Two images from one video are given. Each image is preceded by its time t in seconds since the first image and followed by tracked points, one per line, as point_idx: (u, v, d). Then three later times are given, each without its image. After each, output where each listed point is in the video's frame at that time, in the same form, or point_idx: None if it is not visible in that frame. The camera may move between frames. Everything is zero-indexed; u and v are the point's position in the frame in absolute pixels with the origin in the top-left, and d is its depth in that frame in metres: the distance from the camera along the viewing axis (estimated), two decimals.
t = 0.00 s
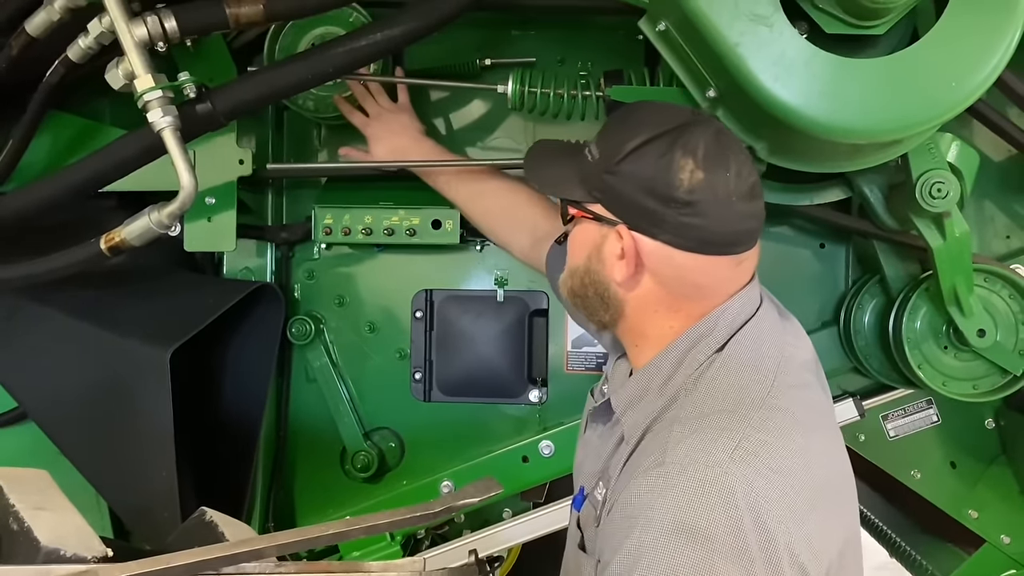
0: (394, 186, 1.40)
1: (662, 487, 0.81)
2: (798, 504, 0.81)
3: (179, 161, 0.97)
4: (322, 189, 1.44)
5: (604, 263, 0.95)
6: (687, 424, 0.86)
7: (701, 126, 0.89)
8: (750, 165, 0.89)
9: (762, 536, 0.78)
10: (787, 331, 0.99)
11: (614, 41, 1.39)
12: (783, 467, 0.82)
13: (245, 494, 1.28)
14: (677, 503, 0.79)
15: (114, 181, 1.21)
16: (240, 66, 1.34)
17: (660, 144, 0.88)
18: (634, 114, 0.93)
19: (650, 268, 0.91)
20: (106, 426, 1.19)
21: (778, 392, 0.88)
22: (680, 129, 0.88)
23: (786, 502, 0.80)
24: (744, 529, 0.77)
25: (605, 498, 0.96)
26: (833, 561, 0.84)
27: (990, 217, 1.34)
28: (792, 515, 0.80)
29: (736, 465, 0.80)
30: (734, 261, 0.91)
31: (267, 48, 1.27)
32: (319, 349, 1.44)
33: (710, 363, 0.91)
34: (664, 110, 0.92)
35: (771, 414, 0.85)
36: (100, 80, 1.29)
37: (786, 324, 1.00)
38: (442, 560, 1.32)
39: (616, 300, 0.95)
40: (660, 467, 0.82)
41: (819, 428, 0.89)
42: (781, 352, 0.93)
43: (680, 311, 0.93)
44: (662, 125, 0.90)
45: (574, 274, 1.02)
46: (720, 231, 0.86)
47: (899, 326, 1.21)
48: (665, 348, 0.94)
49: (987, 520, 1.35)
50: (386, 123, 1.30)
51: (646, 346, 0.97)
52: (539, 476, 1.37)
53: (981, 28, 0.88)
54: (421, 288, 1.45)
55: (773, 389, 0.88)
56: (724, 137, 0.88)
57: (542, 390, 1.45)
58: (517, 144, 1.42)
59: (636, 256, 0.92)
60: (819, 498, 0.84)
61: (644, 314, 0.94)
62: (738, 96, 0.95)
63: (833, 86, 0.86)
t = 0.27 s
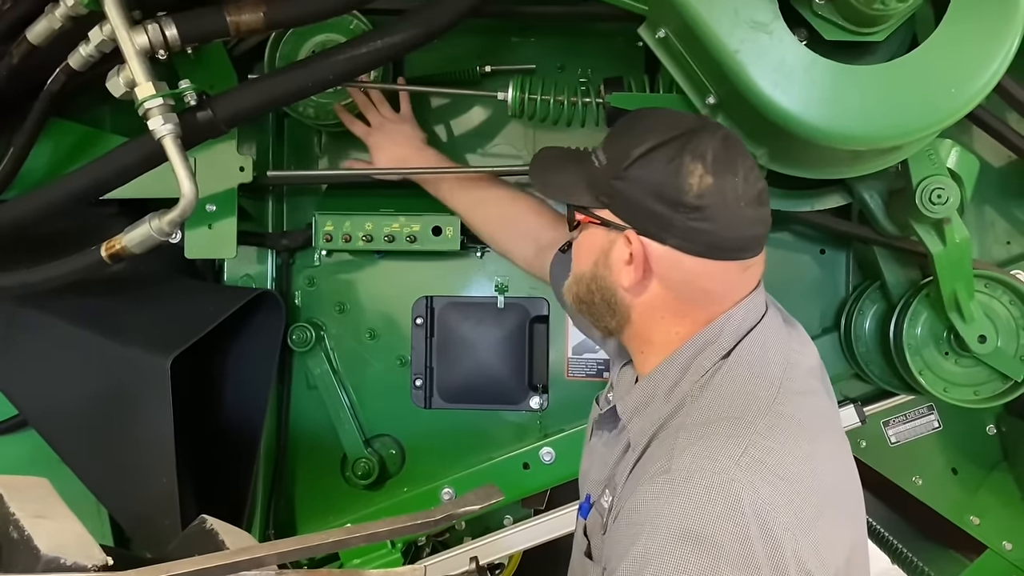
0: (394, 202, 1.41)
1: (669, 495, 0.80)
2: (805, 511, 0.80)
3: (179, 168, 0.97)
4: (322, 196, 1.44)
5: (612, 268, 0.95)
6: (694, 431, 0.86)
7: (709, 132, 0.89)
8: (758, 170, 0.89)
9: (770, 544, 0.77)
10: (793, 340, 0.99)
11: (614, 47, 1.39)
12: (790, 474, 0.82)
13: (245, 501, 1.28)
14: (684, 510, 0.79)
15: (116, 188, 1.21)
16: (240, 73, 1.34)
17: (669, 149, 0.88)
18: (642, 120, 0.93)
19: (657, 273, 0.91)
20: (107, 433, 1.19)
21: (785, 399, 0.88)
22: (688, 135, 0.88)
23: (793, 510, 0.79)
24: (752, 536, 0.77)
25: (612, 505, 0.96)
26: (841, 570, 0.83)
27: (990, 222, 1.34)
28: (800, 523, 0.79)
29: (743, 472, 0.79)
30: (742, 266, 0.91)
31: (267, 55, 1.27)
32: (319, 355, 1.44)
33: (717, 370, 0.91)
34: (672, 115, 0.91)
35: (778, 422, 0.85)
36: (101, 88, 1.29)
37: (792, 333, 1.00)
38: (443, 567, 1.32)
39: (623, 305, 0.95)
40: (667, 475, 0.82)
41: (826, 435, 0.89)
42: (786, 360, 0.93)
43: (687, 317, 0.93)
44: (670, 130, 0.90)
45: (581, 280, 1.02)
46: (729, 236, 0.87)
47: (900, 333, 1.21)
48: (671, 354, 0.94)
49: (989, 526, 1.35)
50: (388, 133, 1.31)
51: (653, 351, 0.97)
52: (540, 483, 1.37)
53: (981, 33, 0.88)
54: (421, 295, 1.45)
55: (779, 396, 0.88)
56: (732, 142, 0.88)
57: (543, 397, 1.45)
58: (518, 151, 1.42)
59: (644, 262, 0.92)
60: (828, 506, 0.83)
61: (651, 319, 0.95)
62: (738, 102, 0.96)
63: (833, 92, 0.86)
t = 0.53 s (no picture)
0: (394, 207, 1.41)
1: (676, 503, 0.80)
2: (811, 520, 0.80)
3: (180, 176, 0.97)
4: (323, 203, 1.44)
5: (615, 276, 0.95)
6: (700, 439, 0.85)
7: (715, 140, 0.89)
8: (764, 181, 0.90)
9: (777, 554, 0.77)
10: (796, 347, 0.98)
11: (613, 55, 1.40)
12: (796, 482, 0.82)
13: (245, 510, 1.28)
14: (692, 519, 0.78)
15: (117, 196, 1.22)
16: (241, 82, 1.34)
17: (673, 159, 0.88)
18: (648, 128, 0.93)
19: (661, 283, 0.91)
20: (107, 441, 1.18)
21: (790, 407, 0.88)
22: (693, 144, 0.88)
23: (799, 519, 0.79)
24: (759, 546, 0.77)
25: (617, 514, 0.95)
26: None
27: (990, 228, 1.34)
28: (805, 532, 0.79)
29: (749, 481, 0.79)
30: (745, 275, 0.91)
31: (267, 63, 1.28)
32: (320, 363, 1.44)
33: (722, 378, 0.91)
34: (678, 123, 0.91)
35: (784, 430, 0.85)
36: (102, 96, 1.30)
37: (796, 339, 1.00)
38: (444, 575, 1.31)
39: (626, 313, 0.95)
40: (674, 483, 0.82)
41: (831, 443, 0.89)
42: (790, 368, 0.93)
43: (690, 326, 0.93)
44: (675, 139, 0.90)
45: (584, 285, 1.02)
46: (733, 247, 0.86)
47: (900, 339, 1.21)
48: (676, 363, 0.94)
49: (991, 532, 1.34)
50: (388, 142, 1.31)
51: (656, 359, 0.97)
52: (540, 490, 1.37)
53: (980, 39, 0.88)
54: (421, 302, 1.45)
55: (784, 404, 0.88)
56: (737, 152, 0.88)
57: (544, 404, 1.44)
58: (518, 158, 1.42)
59: (647, 271, 0.92)
60: (833, 514, 0.83)
61: (655, 328, 0.95)
62: (738, 109, 0.96)
63: (833, 98, 0.87)
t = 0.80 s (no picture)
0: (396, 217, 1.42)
1: (674, 514, 0.80)
2: (809, 531, 0.80)
3: (181, 186, 0.97)
4: (323, 213, 1.44)
5: (611, 290, 0.95)
6: (698, 449, 0.85)
7: (711, 156, 0.88)
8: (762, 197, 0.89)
9: (776, 565, 0.77)
10: (794, 357, 0.98)
11: (613, 65, 1.40)
12: (795, 493, 0.81)
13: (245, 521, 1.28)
14: (690, 529, 0.78)
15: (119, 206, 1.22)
16: (242, 92, 1.35)
17: (670, 175, 0.88)
18: (646, 140, 0.92)
19: (656, 298, 0.91)
20: (107, 451, 1.18)
21: (788, 417, 0.88)
22: (688, 161, 0.88)
23: (797, 529, 0.79)
24: (757, 557, 0.77)
25: (616, 524, 0.95)
26: None
27: (989, 237, 1.35)
28: (803, 543, 0.79)
29: (748, 492, 0.79)
30: (741, 289, 0.91)
31: (268, 74, 1.28)
32: (320, 372, 1.44)
33: (721, 388, 0.90)
34: (674, 138, 0.91)
35: (782, 440, 0.85)
36: (103, 106, 1.30)
37: (794, 349, 1.00)
38: None
39: (623, 327, 0.96)
40: (672, 494, 0.82)
41: (830, 453, 0.89)
42: (788, 377, 0.93)
43: (687, 340, 0.93)
44: (672, 155, 0.89)
45: (582, 296, 1.02)
46: (728, 265, 0.86)
47: (900, 348, 1.21)
48: (672, 376, 0.95)
49: (992, 541, 1.34)
50: (386, 152, 1.30)
51: (653, 373, 0.97)
52: (541, 500, 1.37)
53: (977, 49, 0.89)
54: (421, 311, 1.45)
55: (782, 414, 0.88)
56: (734, 167, 0.88)
57: (544, 413, 1.44)
58: (518, 167, 1.42)
59: (642, 287, 0.92)
60: (830, 525, 0.83)
61: (651, 342, 0.95)
62: (737, 119, 0.96)
63: (831, 108, 0.87)
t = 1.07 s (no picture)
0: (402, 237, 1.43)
1: (666, 538, 0.81)
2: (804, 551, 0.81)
3: (182, 208, 0.98)
4: (324, 234, 1.44)
5: (604, 318, 0.94)
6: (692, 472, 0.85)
7: (697, 183, 0.88)
8: (750, 221, 0.89)
9: None
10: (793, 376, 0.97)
11: (613, 86, 1.41)
12: (786, 517, 0.81)
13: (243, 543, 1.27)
14: (682, 554, 0.79)
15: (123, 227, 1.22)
16: (244, 114, 1.35)
17: (655, 205, 0.87)
18: (629, 170, 0.92)
19: (649, 324, 0.91)
20: (106, 473, 1.18)
21: (780, 439, 0.87)
22: (675, 188, 0.88)
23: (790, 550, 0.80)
24: None
25: (611, 545, 0.96)
26: None
27: (989, 257, 1.35)
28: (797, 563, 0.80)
29: (735, 513, 0.80)
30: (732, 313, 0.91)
31: (271, 96, 1.29)
32: (321, 394, 1.43)
33: (713, 411, 0.90)
34: (661, 165, 0.90)
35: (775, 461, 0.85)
36: (106, 128, 1.30)
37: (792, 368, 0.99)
38: None
39: (617, 353, 0.95)
40: (664, 518, 0.83)
41: (824, 475, 0.88)
42: (786, 397, 0.92)
43: (682, 365, 0.93)
44: (658, 183, 0.89)
45: (577, 324, 1.02)
46: (717, 292, 0.86)
47: (903, 368, 1.21)
48: (665, 398, 0.93)
49: (996, 562, 1.32)
50: (395, 150, 1.31)
51: (648, 399, 0.96)
52: (543, 522, 1.36)
53: (975, 71, 0.89)
54: (423, 331, 1.45)
55: (777, 433, 0.88)
56: (719, 193, 0.87)
57: (545, 434, 1.44)
58: (518, 188, 1.43)
59: (635, 314, 0.92)
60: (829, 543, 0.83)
61: (645, 368, 0.94)
62: (737, 141, 0.96)
63: (831, 130, 0.87)
